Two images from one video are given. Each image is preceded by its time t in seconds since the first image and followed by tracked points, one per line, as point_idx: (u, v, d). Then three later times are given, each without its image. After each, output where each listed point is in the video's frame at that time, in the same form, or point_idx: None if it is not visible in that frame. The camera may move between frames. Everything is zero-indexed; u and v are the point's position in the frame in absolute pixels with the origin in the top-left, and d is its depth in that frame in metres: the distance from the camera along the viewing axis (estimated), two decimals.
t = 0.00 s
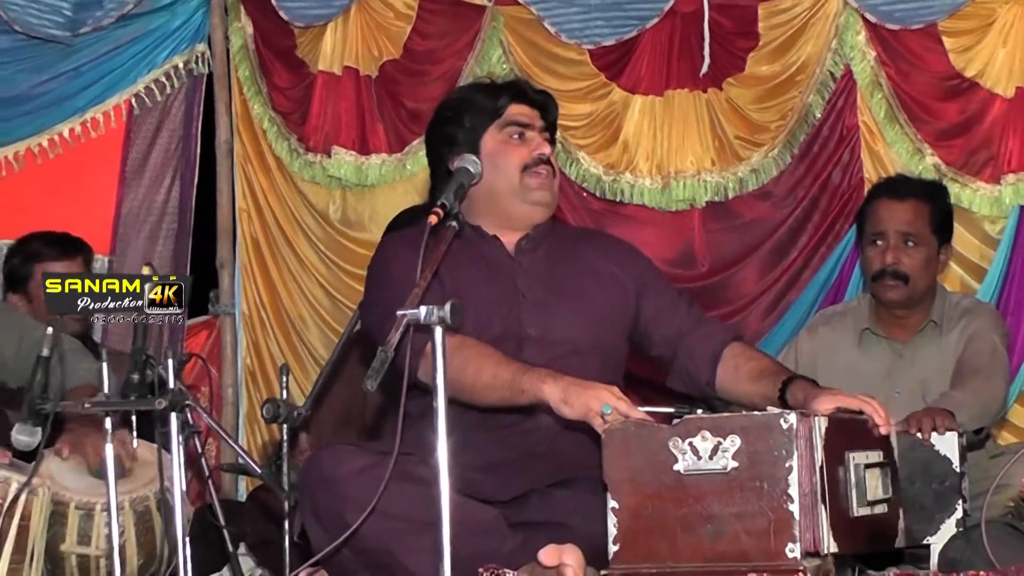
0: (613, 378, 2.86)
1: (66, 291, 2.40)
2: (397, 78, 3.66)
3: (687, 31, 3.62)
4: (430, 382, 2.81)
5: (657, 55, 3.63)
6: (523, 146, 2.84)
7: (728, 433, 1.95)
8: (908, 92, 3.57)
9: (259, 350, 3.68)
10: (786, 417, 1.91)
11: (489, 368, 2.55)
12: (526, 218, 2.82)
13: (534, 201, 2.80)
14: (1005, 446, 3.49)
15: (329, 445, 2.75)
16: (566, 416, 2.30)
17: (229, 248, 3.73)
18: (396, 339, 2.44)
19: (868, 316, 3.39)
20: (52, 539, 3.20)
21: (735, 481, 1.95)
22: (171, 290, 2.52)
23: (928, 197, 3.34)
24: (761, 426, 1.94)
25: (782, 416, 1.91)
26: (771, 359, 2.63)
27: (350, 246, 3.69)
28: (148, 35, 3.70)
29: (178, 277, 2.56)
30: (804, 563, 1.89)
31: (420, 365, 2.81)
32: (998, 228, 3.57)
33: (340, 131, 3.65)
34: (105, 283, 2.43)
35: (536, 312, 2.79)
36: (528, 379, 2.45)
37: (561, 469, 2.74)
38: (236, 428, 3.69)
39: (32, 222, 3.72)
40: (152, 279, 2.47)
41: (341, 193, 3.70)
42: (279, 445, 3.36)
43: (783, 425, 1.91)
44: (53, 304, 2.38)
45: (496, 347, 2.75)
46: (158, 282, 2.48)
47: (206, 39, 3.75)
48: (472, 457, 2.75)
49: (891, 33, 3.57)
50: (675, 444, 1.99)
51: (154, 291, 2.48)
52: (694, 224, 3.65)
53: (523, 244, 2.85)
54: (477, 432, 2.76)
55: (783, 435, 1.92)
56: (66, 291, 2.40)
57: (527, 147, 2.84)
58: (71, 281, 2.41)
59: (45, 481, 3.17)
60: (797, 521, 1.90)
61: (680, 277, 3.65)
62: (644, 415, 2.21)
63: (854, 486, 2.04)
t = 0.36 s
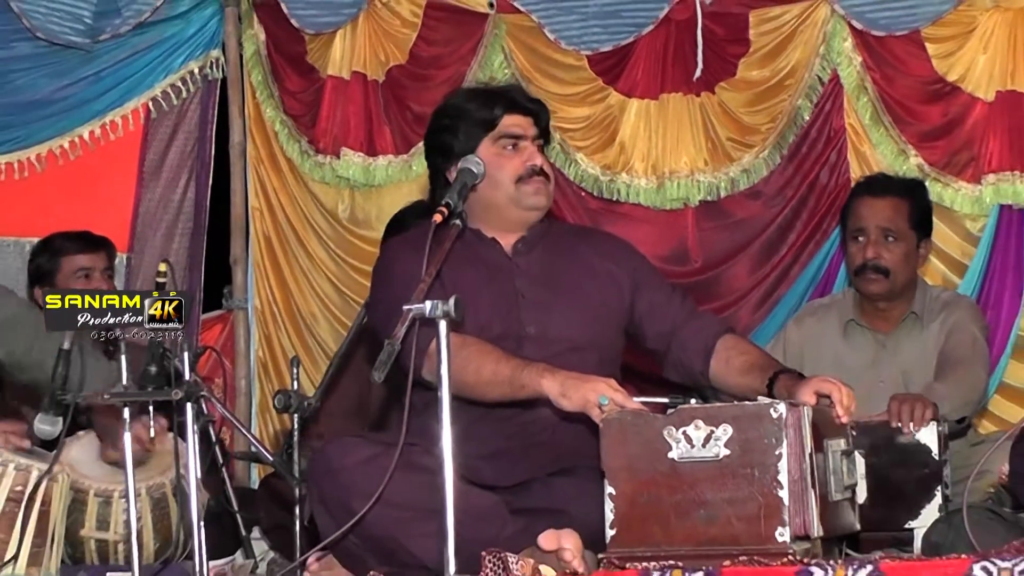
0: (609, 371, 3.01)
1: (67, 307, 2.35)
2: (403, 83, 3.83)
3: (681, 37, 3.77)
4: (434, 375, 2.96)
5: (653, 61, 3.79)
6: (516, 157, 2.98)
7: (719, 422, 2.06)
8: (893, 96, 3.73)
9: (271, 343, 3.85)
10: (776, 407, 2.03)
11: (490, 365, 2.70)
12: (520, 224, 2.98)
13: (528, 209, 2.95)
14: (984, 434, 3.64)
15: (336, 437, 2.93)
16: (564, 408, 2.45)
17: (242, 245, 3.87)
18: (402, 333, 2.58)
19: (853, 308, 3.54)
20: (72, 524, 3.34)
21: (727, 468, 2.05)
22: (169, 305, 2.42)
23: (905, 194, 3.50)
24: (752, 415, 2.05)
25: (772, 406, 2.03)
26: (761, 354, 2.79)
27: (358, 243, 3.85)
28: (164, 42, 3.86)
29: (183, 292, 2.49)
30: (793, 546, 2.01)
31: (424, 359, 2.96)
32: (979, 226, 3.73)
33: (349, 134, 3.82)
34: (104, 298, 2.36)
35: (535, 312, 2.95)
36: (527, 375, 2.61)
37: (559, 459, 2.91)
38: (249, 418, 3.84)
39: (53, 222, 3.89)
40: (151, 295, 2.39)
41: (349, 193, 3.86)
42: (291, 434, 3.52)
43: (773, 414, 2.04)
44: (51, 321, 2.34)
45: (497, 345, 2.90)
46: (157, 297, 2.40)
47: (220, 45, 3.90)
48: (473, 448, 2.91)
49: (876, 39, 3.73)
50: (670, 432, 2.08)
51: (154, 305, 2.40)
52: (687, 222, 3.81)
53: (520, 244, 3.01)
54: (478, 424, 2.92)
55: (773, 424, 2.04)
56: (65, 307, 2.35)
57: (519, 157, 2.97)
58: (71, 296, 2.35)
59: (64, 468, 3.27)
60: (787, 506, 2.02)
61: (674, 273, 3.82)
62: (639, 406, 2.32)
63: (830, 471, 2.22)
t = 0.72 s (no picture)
0: (607, 358, 3.17)
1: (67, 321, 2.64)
2: (410, 85, 3.98)
3: (676, 41, 3.96)
4: (438, 364, 3.11)
5: (648, 65, 3.97)
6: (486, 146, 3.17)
7: (713, 410, 2.17)
8: (879, 98, 3.89)
9: (283, 335, 4.01)
10: (767, 396, 2.15)
11: (492, 355, 2.84)
12: (506, 209, 3.15)
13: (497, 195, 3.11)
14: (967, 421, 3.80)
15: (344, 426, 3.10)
16: (564, 397, 2.59)
17: (255, 241, 4.05)
18: (408, 325, 2.71)
19: (839, 297, 3.73)
20: (92, 506, 3.50)
21: (721, 455, 2.17)
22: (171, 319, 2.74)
23: (886, 187, 3.67)
24: (744, 404, 2.16)
25: (764, 395, 2.15)
26: (754, 340, 2.95)
27: (366, 239, 4.01)
28: (179, 46, 4.03)
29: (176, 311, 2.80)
30: (784, 530, 2.12)
31: (429, 349, 3.11)
32: (961, 223, 3.90)
33: (358, 134, 3.97)
34: (104, 314, 2.66)
35: (535, 302, 3.11)
36: (528, 364, 2.74)
37: (561, 446, 3.08)
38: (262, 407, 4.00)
39: (73, 218, 4.06)
40: (150, 311, 2.70)
41: (358, 192, 4.03)
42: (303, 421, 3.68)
43: (765, 403, 2.15)
44: (56, 335, 2.65)
45: (498, 334, 3.05)
46: (157, 313, 2.73)
47: (234, 49, 4.07)
48: (477, 435, 3.08)
49: (863, 43, 3.89)
50: (665, 420, 2.21)
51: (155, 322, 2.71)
52: (682, 219, 3.97)
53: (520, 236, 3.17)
54: (481, 413, 3.08)
55: (765, 412, 2.15)
56: (69, 322, 2.65)
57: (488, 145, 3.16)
58: (73, 312, 2.65)
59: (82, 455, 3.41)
60: (778, 491, 2.13)
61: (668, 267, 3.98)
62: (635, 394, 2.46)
63: (829, 458, 2.29)
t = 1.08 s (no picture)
0: (605, 353, 3.34)
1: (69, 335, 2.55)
2: (417, 92, 4.16)
3: (672, 50, 4.14)
4: (443, 358, 3.27)
5: (646, 70, 4.14)
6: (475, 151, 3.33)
7: (709, 403, 2.33)
8: (867, 103, 4.06)
9: (296, 331, 4.18)
10: (760, 389, 2.31)
11: (495, 350, 2.99)
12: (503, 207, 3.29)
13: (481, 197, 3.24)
14: (951, 414, 3.96)
15: (355, 419, 3.27)
16: (564, 390, 2.75)
17: (269, 241, 4.20)
18: (416, 322, 2.86)
19: (826, 299, 3.89)
20: (114, 494, 3.67)
21: (716, 446, 2.33)
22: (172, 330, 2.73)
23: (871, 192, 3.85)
24: (738, 397, 2.32)
25: (756, 388, 2.31)
26: (748, 336, 3.10)
27: (375, 239, 4.18)
28: (196, 55, 4.20)
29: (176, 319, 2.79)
30: (776, 517, 2.28)
31: (435, 343, 3.27)
32: (947, 223, 4.07)
33: (368, 139, 4.16)
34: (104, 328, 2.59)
35: (537, 297, 3.28)
36: (530, 359, 2.90)
37: (561, 439, 3.25)
38: (276, 400, 4.17)
39: (94, 219, 4.22)
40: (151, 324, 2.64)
41: (368, 195, 4.19)
42: (314, 415, 3.81)
43: (758, 396, 2.31)
44: (55, 349, 2.54)
45: (501, 328, 3.24)
46: (158, 326, 2.68)
47: (249, 57, 4.25)
48: (482, 427, 3.25)
49: (852, 52, 4.05)
50: (663, 412, 2.37)
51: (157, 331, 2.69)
52: (678, 219, 4.14)
53: (523, 235, 3.34)
54: (486, 406, 3.26)
55: (759, 404, 2.31)
56: (68, 335, 2.55)
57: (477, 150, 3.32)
58: (72, 325, 2.56)
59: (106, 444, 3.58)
60: (770, 480, 2.30)
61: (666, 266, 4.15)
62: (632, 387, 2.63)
63: (813, 449, 2.52)
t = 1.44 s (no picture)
0: (603, 348, 3.50)
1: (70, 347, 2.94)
2: (421, 98, 4.33)
3: (665, 57, 4.31)
4: (445, 352, 3.44)
5: (641, 76, 4.31)
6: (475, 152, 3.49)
7: (701, 397, 2.56)
8: (854, 108, 4.21)
9: (304, 327, 4.35)
10: (750, 383, 2.53)
11: (495, 346, 3.16)
12: (501, 207, 3.47)
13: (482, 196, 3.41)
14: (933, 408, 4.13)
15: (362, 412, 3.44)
16: (560, 381, 2.93)
17: (278, 240, 4.36)
18: (419, 319, 3.04)
19: (809, 291, 4.08)
20: (129, 484, 3.81)
21: (707, 438, 2.56)
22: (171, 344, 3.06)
23: (848, 187, 4.02)
24: (729, 391, 2.55)
25: (746, 382, 2.53)
26: (739, 332, 3.27)
27: (381, 239, 4.36)
28: (209, 62, 4.38)
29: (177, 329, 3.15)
30: (765, 506, 2.51)
31: (438, 337, 3.44)
32: (929, 224, 4.24)
33: (373, 143, 4.33)
34: (105, 342, 2.96)
35: (536, 295, 3.44)
36: (528, 354, 3.07)
37: (560, 430, 3.42)
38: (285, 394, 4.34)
39: (113, 220, 4.43)
40: (150, 338, 3.01)
41: (373, 196, 4.37)
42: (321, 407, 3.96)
43: (748, 390, 2.53)
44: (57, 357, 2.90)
45: (502, 324, 3.41)
46: (156, 339, 3.03)
47: (259, 64, 4.42)
48: (483, 419, 3.42)
49: (839, 59, 4.22)
50: (657, 406, 2.60)
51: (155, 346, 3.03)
52: (671, 220, 4.33)
53: (522, 235, 3.50)
54: (488, 398, 3.43)
55: (749, 398, 2.53)
56: (69, 347, 2.93)
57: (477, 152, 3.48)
58: (73, 338, 2.93)
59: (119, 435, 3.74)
60: (759, 471, 2.52)
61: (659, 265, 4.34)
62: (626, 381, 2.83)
63: (807, 440, 2.72)
